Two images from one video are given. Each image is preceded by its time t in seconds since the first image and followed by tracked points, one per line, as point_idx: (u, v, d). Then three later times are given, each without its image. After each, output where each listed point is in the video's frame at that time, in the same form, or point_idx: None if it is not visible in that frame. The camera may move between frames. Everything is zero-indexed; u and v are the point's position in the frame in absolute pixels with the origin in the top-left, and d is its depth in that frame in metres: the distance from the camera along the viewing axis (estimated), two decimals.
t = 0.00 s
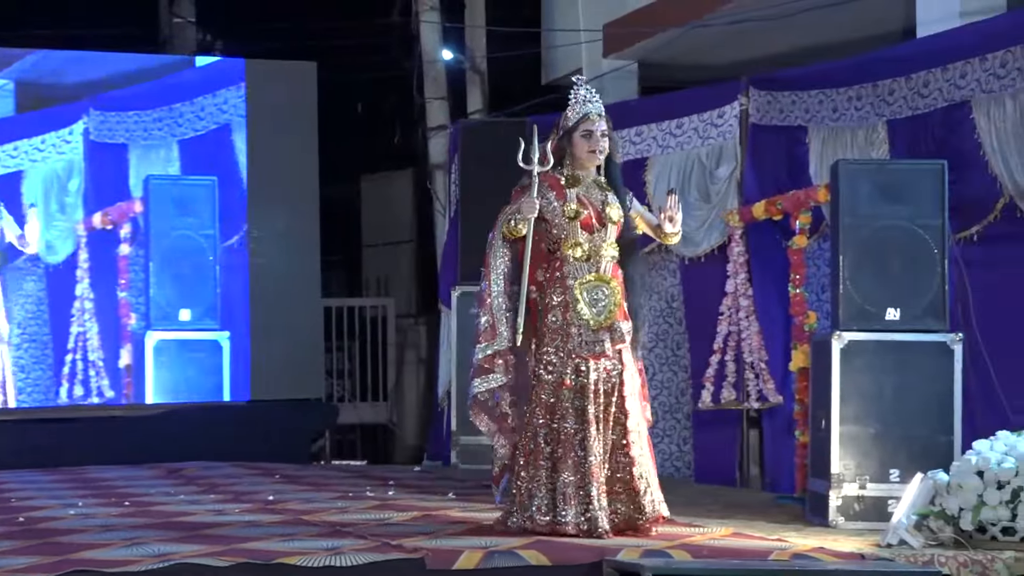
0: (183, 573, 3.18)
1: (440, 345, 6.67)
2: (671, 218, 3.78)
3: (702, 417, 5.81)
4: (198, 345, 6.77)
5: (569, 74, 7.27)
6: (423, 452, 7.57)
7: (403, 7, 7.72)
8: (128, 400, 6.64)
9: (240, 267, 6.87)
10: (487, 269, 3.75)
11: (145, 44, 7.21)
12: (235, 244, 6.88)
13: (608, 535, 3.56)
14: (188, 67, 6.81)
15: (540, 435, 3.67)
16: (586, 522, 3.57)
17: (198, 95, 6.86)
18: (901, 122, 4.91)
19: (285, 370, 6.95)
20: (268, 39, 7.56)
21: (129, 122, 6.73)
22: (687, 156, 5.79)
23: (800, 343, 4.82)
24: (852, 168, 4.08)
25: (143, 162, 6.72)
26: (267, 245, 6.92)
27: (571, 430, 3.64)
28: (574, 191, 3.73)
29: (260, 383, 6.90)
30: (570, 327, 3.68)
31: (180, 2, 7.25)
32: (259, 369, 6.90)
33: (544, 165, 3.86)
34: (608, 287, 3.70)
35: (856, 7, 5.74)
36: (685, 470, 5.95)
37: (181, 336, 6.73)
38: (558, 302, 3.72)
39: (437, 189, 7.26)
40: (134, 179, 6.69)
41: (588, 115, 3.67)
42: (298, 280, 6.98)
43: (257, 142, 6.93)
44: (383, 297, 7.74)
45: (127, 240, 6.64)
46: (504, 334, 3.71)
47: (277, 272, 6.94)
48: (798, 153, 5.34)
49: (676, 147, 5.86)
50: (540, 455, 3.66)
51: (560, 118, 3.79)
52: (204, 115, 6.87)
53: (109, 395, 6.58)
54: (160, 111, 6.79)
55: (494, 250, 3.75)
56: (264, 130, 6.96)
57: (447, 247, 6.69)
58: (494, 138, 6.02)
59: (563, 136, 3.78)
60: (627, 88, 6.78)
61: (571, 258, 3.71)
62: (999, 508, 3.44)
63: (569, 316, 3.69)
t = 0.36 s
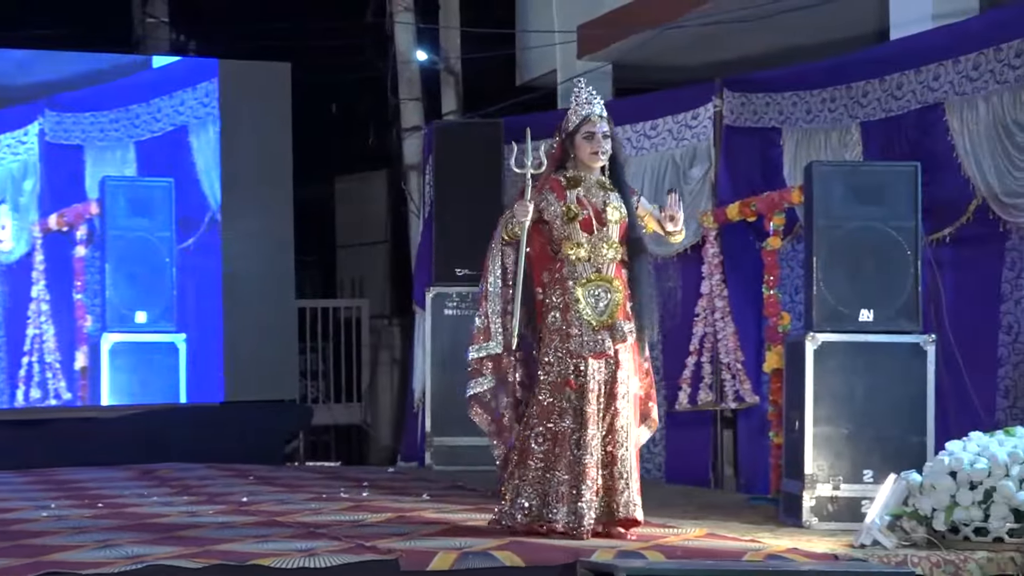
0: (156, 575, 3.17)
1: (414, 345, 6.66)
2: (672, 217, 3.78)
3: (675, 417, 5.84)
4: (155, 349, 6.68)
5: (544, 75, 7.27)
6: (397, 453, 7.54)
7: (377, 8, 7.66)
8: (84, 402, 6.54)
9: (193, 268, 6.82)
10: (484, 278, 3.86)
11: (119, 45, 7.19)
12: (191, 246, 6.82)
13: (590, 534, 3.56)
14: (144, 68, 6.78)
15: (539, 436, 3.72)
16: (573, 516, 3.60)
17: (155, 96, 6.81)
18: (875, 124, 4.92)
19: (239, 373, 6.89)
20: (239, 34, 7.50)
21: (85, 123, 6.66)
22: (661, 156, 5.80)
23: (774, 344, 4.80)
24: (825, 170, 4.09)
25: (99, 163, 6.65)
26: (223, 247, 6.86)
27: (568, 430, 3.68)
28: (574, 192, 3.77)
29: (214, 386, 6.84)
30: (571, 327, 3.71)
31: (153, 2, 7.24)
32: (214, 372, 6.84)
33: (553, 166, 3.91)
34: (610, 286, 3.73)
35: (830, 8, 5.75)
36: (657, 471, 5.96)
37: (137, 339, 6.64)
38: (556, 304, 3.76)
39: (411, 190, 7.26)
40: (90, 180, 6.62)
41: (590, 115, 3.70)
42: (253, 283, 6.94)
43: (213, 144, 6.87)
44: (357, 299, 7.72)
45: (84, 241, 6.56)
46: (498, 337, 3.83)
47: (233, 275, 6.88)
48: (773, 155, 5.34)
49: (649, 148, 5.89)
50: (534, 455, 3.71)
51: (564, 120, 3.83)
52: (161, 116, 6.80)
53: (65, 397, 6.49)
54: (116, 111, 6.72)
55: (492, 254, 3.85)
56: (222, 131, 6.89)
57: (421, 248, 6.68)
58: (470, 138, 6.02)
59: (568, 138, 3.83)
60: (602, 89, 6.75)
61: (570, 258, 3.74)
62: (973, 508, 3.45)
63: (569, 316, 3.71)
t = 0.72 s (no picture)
0: (136, 574, 3.17)
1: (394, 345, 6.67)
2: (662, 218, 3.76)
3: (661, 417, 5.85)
4: (122, 349, 6.66)
5: (525, 76, 7.28)
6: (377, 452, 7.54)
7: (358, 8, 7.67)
8: (50, 403, 6.49)
9: (161, 268, 6.79)
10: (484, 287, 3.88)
11: (100, 43, 7.16)
12: (158, 246, 6.78)
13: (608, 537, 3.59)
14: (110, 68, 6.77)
15: (535, 443, 3.70)
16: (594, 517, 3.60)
17: (121, 96, 6.78)
18: (856, 124, 4.93)
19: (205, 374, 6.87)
20: (220, 35, 7.53)
21: (51, 123, 6.62)
22: (643, 156, 5.80)
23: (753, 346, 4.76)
24: (806, 170, 4.08)
25: (65, 163, 6.60)
26: (188, 248, 6.86)
27: (560, 433, 3.67)
28: (562, 194, 3.78)
29: (179, 386, 6.83)
30: (558, 328, 3.72)
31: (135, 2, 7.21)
32: (181, 373, 6.83)
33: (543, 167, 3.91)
34: (595, 286, 3.72)
35: (810, 9, 5.77)
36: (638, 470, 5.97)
37: (104, 339, 6.62)
38: (543, 307, 3.78)
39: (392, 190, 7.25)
40: (57, 181, 6.57)
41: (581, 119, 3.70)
42: (221, 284, 6.92)
43: (179, 144, 6.88)
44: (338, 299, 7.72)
45: (50, 242, 6.50)
46: (507, 340, 3.84)
47: (199, 275, 6.87)
48: (753, 155, 5.38)
49: (631, 148, 5.89)
50: (531, 458, 3.70)
51: (555, 121, 3.84)
52: (128, 116, 6.79)
53: (32, 397, 6.44)
54: (82, 112, 6.69)
55: (486, 259, 3.88)
56: (188, 131, 6.90)
57: (402, 247, 6.68)
58: (446, 141, 6.01)
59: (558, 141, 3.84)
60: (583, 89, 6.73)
61: (558, 260, 3.75)
62: (952, 509, 3.47)
63: (556, 318, 3.73)
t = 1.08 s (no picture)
0: (120, 574, 3.16)
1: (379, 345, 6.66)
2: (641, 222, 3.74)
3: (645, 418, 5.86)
4: (94, 350, 6.65)
5: (510, 76, 7.29)
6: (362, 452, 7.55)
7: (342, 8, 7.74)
8: (22, 404, 6.45)
9: (133, 269, 6.77)
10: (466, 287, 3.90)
11: (82, 42, 7.16)
12: (130, 247, 6.76)
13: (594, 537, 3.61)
14: (83, 67, 6.73)
15: (516, 442, 3.71)
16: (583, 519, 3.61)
17: (94, 96, 6.74)
18: (841, 125, 4.94)
19: (177, 374, 6.86)
20: (205, 34, 7.54)
21: (23, 122, 6.59)
22: (627, 157, 5.80)
23: (738, 346, 4.76)
24: (791, 171, 4.08)
25: (38, 162, 6.59)
26: (161, 249, 6.83)
27: (537, 432, 3.68)
28: (542, 195, 3.77)
29: (151, 387, 6.80)
30: (536, 330, 3.72)
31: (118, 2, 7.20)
32: (153, 374, 6.81)
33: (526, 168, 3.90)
34: (575, 288, 3.74)
35: (795, 10, 5.78)
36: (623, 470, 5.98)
37: (76, 339, 6.60)
38: (524, 310, 3.78)
39: (378, 190, 7.24)
40: (28, 180, 6.55)
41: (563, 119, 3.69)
42: (196, 284, 6.89)
43: (152, 143, 6.85)
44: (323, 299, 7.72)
45: (22, 242, 6.47)
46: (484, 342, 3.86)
47: (171, 276, 6.85)
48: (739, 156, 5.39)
49: (616, 149, 5.89)
50: (513, 459, 3.70)
51: (536, 122, 3.82)
52: (101, 116, 6.75)
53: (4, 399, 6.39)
54: (54, 111, 6.65)
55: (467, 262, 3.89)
56: (160, 131, 6.87)
57: (387, 247, 6.67)
58: (430, 141, 5.99)
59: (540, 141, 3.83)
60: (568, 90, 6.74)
61: (538, 261, 3.76)
62: (936, 509, 3.47)
63: (536, 319, 3.73)
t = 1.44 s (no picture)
0: (118, 574, 3.16)
1: (378, 345, 6.66)
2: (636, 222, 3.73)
3: (643, 418, 5.86)
4: (86, 350, 6.68)
5: (508, 76, 7.29)
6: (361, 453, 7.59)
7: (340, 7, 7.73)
8: (15, 404, 6.50)
9: (126, 269, 6.80)
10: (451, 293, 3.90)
11: (80, 42, 7.16)
12: (124, 247, 6.79)
13: (582, 535, 3.59)
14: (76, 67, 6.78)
15: (507, 441, 3.72)
16: (563, 518, 3.60)
17: (88, 97, 6.80)
18: (838, 125, 4.94)
19: (170, 374, 6.89)
20: (202, 35, 7.54)
21: (17, 122, 6.66)
22: (625, 157, 5.81)
23: (736, 345, 4.75)
24: (788, 172, 4.08)
25: (31, 163, 6.66)
26: (154, 249, 6.87)
27: (529, 430, 3.69)
28: (537, 195, 3.77)
29: (143, 386, 6.84)
30: (531, 330, 3.72)
31: (117, 2, 7.21)
32: (145, 373, 6.85)
33: (523, 167, 3.90)
34: (570, 288, 3.73)
35: (792, 11, 5.79)
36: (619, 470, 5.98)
37: (69, 339, 6.63)
38: (519, 308, 3.78)
39: (375, 190, 7.25)
40: (22, 180, 6.62)
41: (558, 120, 3.69)
42: (191, 285, 6.88)
43: (145, 144, 6.87)
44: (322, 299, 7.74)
45: (15, 242, 6.54)
46: (466, 341, 3.90)
47: (164, 276, 6.88)
48: (736, 156, 5.38)
49: (614, 149, 5.89)
50: (505, 459, 3.71)
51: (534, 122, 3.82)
52: (94, 116, 6.81)
53: None
54: (48, 111, 6.72)
55: (458, 262, 3.90)
56: (154, 132, 6.90)
57: (385, 247, 6.67)
58: (429, 141, 6.01)
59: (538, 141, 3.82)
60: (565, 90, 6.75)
61: (533, 260, 3.76)
62: (934, 509, 3.47)
63: (530, 318, 3.73)
